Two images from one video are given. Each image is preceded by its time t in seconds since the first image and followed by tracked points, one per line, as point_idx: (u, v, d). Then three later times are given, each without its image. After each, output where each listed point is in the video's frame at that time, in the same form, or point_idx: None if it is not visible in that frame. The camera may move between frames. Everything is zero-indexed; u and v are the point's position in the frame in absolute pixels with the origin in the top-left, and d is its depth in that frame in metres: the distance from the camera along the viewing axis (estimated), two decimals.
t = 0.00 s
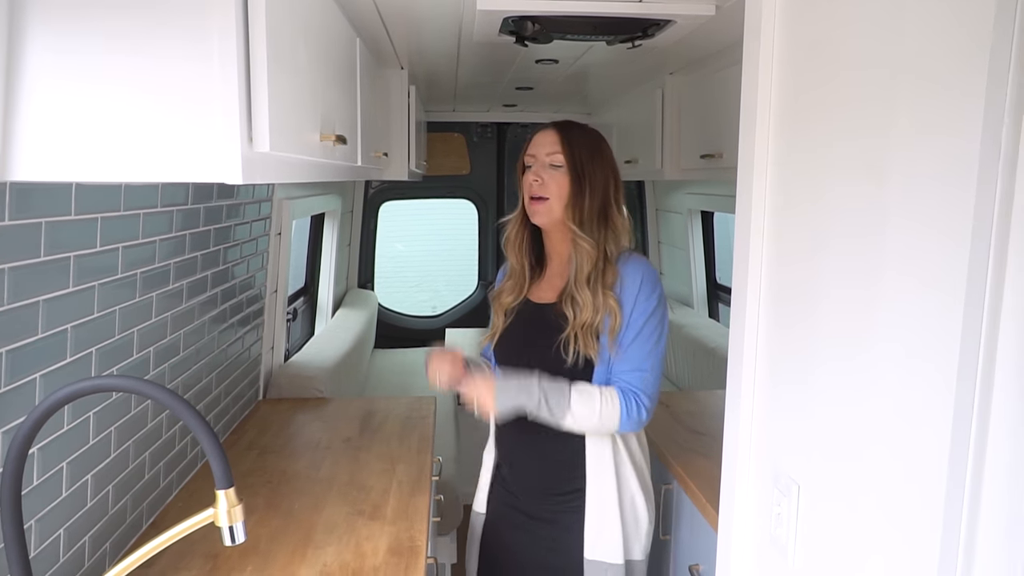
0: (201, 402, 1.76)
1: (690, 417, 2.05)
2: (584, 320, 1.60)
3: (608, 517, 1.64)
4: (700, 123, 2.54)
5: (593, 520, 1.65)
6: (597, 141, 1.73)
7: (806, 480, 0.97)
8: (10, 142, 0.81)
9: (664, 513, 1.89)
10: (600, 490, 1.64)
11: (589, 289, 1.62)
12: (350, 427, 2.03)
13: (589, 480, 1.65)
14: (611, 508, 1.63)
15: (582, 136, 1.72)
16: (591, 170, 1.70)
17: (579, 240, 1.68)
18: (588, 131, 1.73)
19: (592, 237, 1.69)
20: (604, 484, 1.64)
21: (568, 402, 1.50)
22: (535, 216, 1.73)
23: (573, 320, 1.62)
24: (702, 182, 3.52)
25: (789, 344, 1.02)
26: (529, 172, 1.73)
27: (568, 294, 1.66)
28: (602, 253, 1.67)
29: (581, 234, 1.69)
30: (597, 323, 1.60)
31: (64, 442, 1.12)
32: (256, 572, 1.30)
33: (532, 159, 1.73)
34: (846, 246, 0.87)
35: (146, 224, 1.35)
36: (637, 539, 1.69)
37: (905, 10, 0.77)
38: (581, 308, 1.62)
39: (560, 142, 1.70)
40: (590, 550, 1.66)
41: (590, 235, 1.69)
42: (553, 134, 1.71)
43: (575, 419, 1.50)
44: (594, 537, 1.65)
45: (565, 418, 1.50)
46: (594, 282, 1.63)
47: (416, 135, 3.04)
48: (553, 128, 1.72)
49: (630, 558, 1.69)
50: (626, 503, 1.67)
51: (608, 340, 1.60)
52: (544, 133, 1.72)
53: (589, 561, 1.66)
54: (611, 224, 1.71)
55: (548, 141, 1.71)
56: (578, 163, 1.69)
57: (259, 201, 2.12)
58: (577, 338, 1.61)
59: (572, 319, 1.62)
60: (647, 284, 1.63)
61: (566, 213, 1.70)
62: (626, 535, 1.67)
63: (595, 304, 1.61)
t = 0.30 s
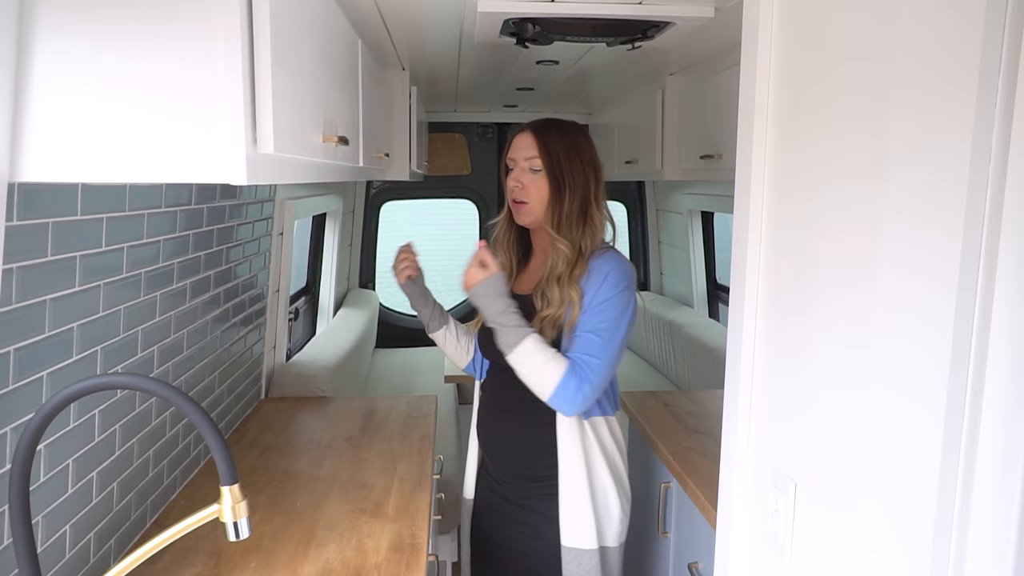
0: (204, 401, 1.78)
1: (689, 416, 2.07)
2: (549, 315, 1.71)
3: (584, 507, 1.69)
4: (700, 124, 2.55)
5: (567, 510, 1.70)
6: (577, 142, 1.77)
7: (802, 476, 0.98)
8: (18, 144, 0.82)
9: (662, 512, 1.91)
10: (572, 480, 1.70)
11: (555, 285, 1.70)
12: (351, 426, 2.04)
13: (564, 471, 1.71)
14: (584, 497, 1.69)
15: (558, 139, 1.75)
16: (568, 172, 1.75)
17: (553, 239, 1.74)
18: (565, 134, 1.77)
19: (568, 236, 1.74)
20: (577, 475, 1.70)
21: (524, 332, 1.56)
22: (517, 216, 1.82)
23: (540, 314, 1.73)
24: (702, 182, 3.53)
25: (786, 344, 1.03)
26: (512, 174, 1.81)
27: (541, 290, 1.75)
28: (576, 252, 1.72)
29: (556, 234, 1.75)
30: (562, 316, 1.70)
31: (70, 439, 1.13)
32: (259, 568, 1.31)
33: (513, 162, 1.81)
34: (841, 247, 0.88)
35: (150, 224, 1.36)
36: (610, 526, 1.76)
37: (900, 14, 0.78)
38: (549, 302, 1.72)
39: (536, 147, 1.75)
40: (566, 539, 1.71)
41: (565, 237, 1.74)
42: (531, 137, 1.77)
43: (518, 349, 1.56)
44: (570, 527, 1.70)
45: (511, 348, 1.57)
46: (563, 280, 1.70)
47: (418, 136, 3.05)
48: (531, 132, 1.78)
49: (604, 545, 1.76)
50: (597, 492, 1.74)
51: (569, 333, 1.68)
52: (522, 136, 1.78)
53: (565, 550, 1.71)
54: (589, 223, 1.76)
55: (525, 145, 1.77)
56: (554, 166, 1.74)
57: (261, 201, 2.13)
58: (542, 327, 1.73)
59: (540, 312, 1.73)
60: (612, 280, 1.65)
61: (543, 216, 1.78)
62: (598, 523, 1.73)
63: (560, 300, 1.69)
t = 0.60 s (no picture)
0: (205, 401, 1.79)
1: (686, 415, 2.09)
2: (508, 308, 1.91)
3: (533, 495, 1.94)
4: (697, 126, 2.57)
5: (518, 496, 1.96)
6: (553, 151, 1.98)
7: (794, 472, 1.00)
8: (27, 149, 0.85)
9: (659, 510, 1.93)
10: (522, 470, 1.94)
11: (516, 280, 1.91)
12: (351, 426, 2.06)
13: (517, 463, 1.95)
14: (532, 486, 1.94)
15: (536, 147, 1.96)
16: (542, 178, 1.96)
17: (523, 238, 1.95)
18: (543, 142, 1.97)
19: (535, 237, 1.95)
20: (527, 466, 1.94)
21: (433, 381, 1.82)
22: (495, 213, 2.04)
23: (501, 306, 1.93)
24: (701, 184, 3.55)
25: (777, 343, 1.05)
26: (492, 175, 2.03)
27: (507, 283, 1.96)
28: (541, 252, 1.93)
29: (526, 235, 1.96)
30: (518, 309, 1.90)
31: (75, 437, 1.15)
32: (260, 565, 1.33)
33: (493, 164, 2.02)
34: (830, 247, 0.90)
35: (153, 226, 1.38)
36: (559, 515, 1.97)
37: (885, 18, 0.79)
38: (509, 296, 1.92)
39: (516, 153, 1.96)
40: (518, 521, 1.97)
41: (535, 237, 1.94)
42: (509, 142, 1.97)
43: (439, 397, 1.82)
44: (522, 511, 1.96)
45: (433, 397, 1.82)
46: (524, 276, 1.90)
47: (417, 138, 3.07)
48: (510, 137, 1.97)
49: (552, 530, 1.98)
50: (548, 484, 1.96)
51: (520, 324, 1.87)
52: (502, 141, 1.98)
53: (518, 530, 1.97)
54: (558, 226, 1.95)
55: (506, 150, 1.97)
56: (529, 172, 1.95)
57: (262, 203, 2.15)
58: (500, 319, 1.94)
59: (501, 304, 1.94)
60: (564, 277, 1.84)
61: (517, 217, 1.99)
62: (548, 509, 1.96)
63: (518, 295, 1.90)
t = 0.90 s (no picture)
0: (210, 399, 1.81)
1: (685, 414, 2.10)
2: (492, 305, 1.94)
3: (512, 486, 1.97)
4: (698, 126, 2.58)
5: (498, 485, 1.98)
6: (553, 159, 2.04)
7: (793, 468, 1.02)
8: (39, 148, 0.86)
9: (659, 508, 1.94)
10: (502, 460, 1.97)
11: (500, 277, 1.94)
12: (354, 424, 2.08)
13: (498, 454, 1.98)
14: (511, 476, 1.96)
15: (537, 153, 2.02)
16: (541, 184, 2.02)
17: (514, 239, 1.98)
18: (544, 150, 2.04)
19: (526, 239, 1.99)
20: (507, 457, 1.96)
21: (427, 394, 1.81)
22: (489, 215, 2.07)
23: (485, 303, 1.95)
24: (701, 185, 3.57)
25: (775, 342, 1.07)
26: (490, 177, 2.06)
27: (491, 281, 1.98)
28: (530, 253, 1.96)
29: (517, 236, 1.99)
30: (502, 305, 1.93)
31: (84, 433, 1.17)
32: (265, 560, 1.35)
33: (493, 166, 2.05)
34: (829, 250, 0.92)
35: (160, 225, 1.40)
36: (537, 507, 1.99)
37: (882, 21, 0.81)
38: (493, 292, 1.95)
39: (519, 157, 2.01)
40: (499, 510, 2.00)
41: (525, 238, 1.98)
42: (512, 147, 2.02)
43: (438, 408, 1.82)
44: (502, 500, 1.98)
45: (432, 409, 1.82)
46: (510, 274, 1.92)
47: (419, 139, 3.09)
48: (513, 142, 2.02)
49: (530, 522, 2.00)
50: (527, 476, 1.98)
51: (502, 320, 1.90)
52: (504, 146, 2.03)
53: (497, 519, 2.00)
54: (550, 230, 2.00)
55: (507, 154, 2.02)
56: (530, 176, 2.01)
57: (266, 203, 2.16)
58: (483, 315, 1.96)
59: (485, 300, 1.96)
60: (544, 273, 1.87)
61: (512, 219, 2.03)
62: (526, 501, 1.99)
63: (502, 291, 1.92)
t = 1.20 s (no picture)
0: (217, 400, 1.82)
1: (690, 414, 2.11)
2: (507, 304, 1.94)
3: (528, 483, 2.00)
4: (702, 128, 2.59)
5: (513, 482, 2.01)
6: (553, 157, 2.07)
7: (798, 466, 1.03)
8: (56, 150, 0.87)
9: (663, 507, 1.95)
10: (516, 453, 2.00)
11: (513, 277, 1.95)
12: (360, 424, 2.09)
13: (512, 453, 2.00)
14: (526, 468, 1.99)
15: (539, 153, 2.05)
16: (544, 183, 2.05)
17: (522, 239, 1.99)
18: (545, 150, 2.06)
19: (534, 239, 2.00)
20: (523, 454, 1.99)
21: (457, 354, 1.87)
22: (491, 215, 2.07)
23: (500, 303, 1.96)
24: (704, 187, 3.58)
25: (781, 343, 1.08)
26: (492, 178, 2.07)
27: (501, 280, 1.99)
28: (539, 252, 1.98)
29: (525, 236, 2.00)
30: (518, 304, 1.94)
31: (96, 432, 1.18)
32: (274, 559, 1.36)
33: (495, 168, 2.06)
34: (834, 252, 0.92)
35: (170, 226, 1.41)
36: (553, 501, 2.03)
37: (886, 24, 0.82)
38: (507, 293, 1.95)
39: (521, 158, 2.03)
40: (514, 506, 2.03)
41: (533, 238, 2.00)
42: (514, 148, 2.04)
43: (460, 370, 1.87)
44: (518, 497, 2.01)
45: (453, 368, 1.88)
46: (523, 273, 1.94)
47: (423, 141, 3.10)
48: (514, 143, 2.04)
49: (547, 515, 2.04)
50: (543, 472, 2.02)
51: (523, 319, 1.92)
52: (507, 147, 2.04)
53: (513, 515, 2.03)
54: (555, 228, 2.03)
55: (510, 155, 2.04)
56: (533, 176, 2.03)
57: (272, 204, 2.18)
58: (499, 315, 1.97)
59: (498, 301, 1.97)
60: (564, 272, 1.91)
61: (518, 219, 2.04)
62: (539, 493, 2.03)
63: (517, 291, 1.94)
